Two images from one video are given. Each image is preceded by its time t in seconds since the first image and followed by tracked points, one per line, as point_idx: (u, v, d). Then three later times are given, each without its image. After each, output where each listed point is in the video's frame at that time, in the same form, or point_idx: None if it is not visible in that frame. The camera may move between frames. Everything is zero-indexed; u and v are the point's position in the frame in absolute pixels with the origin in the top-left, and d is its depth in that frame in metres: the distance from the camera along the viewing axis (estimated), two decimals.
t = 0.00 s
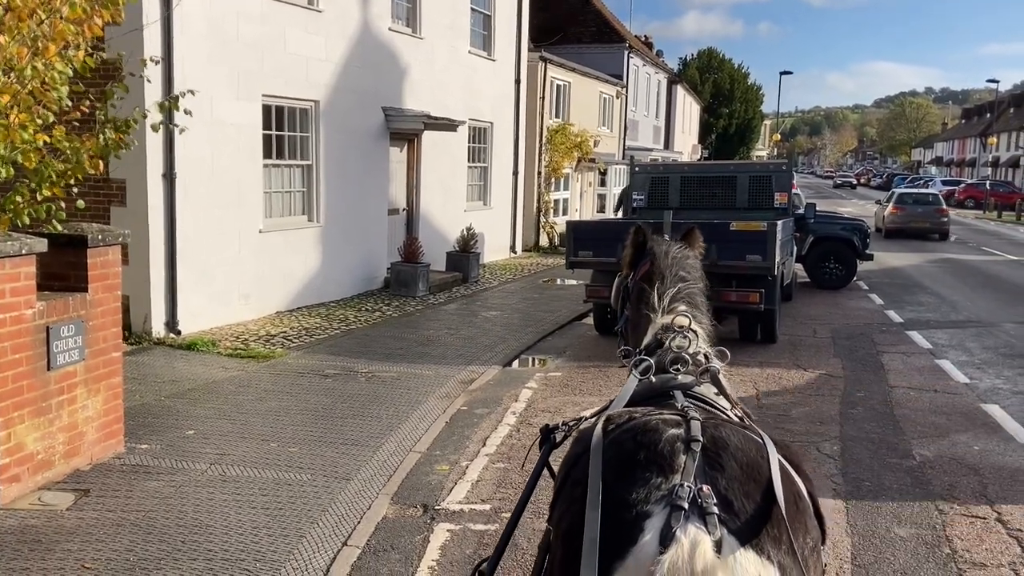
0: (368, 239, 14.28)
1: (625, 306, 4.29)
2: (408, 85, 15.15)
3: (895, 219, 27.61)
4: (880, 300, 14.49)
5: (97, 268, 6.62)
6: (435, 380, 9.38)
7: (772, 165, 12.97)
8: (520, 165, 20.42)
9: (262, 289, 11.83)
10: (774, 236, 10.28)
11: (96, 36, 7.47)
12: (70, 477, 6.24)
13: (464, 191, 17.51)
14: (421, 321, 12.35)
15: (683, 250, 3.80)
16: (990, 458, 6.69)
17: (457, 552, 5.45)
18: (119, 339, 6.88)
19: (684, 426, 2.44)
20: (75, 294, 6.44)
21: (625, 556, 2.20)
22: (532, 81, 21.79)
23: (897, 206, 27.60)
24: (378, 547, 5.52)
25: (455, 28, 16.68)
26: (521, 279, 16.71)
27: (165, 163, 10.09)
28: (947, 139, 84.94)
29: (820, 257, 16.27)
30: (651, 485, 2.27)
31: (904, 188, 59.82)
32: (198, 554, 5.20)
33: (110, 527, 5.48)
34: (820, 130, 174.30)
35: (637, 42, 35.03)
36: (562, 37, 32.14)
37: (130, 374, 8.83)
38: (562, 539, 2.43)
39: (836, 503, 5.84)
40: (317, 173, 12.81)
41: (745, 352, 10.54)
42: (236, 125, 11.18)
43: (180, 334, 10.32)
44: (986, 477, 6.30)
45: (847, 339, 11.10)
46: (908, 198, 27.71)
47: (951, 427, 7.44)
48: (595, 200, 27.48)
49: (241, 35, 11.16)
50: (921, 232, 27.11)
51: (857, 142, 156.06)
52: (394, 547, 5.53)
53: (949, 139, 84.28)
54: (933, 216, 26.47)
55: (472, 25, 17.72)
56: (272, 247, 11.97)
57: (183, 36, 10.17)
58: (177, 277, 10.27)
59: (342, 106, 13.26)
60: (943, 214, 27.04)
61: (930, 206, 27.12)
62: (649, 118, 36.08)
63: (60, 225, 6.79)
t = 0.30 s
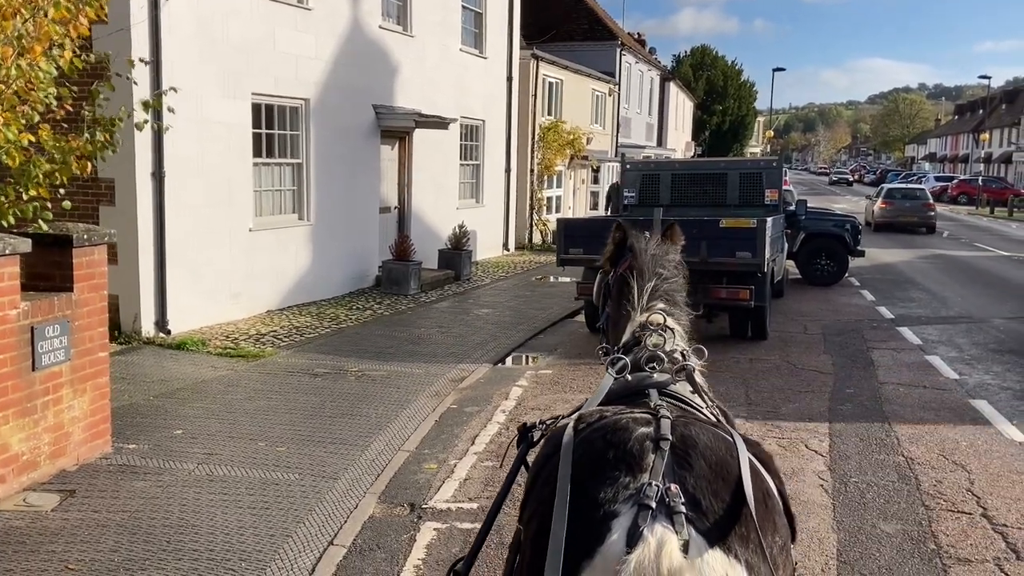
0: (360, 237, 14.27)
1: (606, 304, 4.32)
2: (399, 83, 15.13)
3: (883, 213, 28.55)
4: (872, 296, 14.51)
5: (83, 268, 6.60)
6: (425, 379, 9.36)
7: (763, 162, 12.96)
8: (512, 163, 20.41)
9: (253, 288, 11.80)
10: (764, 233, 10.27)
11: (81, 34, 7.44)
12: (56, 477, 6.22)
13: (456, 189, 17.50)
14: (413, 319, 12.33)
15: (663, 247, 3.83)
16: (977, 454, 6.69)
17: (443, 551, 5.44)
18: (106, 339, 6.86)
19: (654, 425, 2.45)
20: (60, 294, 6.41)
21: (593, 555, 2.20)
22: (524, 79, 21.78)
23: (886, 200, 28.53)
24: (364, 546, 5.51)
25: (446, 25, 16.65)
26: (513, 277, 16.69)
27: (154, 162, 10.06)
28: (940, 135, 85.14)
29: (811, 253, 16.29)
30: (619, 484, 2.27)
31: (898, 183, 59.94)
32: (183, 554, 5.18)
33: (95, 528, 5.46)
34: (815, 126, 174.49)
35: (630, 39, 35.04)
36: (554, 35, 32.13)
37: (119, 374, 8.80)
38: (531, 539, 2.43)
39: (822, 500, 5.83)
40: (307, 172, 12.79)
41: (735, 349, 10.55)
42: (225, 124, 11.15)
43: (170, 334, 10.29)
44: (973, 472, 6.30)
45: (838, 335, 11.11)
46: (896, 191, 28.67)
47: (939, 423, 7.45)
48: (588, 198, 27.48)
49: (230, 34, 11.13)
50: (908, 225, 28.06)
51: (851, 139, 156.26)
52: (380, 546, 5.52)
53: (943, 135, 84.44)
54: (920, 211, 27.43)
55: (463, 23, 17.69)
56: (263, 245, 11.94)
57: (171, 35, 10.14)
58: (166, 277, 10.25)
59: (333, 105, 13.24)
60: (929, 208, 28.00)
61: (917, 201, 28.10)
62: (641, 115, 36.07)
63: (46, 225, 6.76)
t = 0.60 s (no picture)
0: (352, 237, 14.26)
1: (593, 302, 4.35)
2: (391, 83, 15.12)
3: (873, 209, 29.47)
4: (864, 294, 14.54)
5: (72, 268, 6.58)
6: (417, 378, 9.36)
7: (755, 161, 12.98)
8: (505, 162, 20.41)
9: (245, 288, 11.79)
10: (755, 232, 10.28)
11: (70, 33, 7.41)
12: (46, 478, 6.20)
13: (448, 189, 17.50)
14: (406, 319, 12.33)
15: (650, 245, 3.85)
16: (967, 451, 6.71)
17: (434, 550, 5.44)
18: (96, 339, 6.84)
19: (636, 422, 2.47)
20: (49, 294, 6.39)
21: (576, 552, 2.20)
22: (517, 78, 21.79)
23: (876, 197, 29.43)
24: (355, 546, 5.50)
25: (438, 25, 16.65)
26: (506, 277, 16.69)
27: (145, 163, 10.03)
28: (933, 134, 85.41)
29: (804, 252, 16.32)
30: (601, 481, 2.28)
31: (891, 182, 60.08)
32: (173, 554, 5.17)
33: (85, 528, 5.44)
34: (808, 125, 174.88)
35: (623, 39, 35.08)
36: (547, 34, 32.15)
37: (110, 374, 8.78)
38: (515, 537, 2.44)
39: (813, 498, 5.84)
40: (299, 172, 12.78)
41: (727, 347, 10.57)
42: (217, 124, 11.13)
43: (161, 334, 10.27)
44: (963, 469, 6.32)
45: (829, 334, 11.14)
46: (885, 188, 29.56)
47: (930, 420, 7.47)
48: (581, 197, 27.50)
49: (221, 33, 11.11)
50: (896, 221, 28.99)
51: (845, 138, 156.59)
52: (371, 545, 5.51)
53: (936, 134, 84.68)
54: (909, 209, 28.36)
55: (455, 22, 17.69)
56: (255, 245, 11.93)
57: (161, 35, 10.12)
58: (157, 277, 10.22)
59: (325, 104, 13.24)
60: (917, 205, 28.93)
61: (906, 198, 29.03)
62: (634, 114, 36.10)
63: (34, 225, 6.73)
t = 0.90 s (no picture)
0: (347, 235, 14.25)
1: (585, 300, 4.36)
2: (386, 80, 15.10)
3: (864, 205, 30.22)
4: (858, 291, 14.56)
5: (65, 265, 6.56)
6: (411, 376, 9.36)
7: (749, 158, 13.00)
8: (500, 159, 20.40)
9: (239, 286, 11.77)
10: (750, 229, 10.27)
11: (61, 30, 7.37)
12: (38, 476, 6.19)
13: (443, 186, 17.49)
14: (400, 316, 12.32)
15: (639, 243, 3.85)
16: (960, 447, 6.73)
17: (426, 548, 5.43)
18: (89, 337, 6.82)
19: (625, 419, 2.48)
20: (41, 292, 6.37)
21: (563, 548, 2.21)
22: (512, 75, 21.78)
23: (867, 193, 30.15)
24: (348, 543, 5.50)
25: (433, 22, 16.62)
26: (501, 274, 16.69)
27: (138, 160, 10.00)
28: (928, 131, 85.59)
29: (799, 249, 16.32)
30: (588, 478, 2.30)
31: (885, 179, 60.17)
32: (165, 552, 5.16)
33: (77, 526, 5.43)
34: (804, 123, 175.07)
35: (618, 36, 35.08)
36: (542, 31, 32.14)
37: (104, 372, 8.76)
38: (503, 533, 2.46)
39: (806, 495, 5.85)
40: (293, 169, 12.75)
41: (722, 345, 10.58)
42: (211, 121, 11.10)
43: (155, 332, 10.25)
44: (956, 466, 6.33)
45: (823, 331, 11.15)
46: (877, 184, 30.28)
47: (922, 417, 7.49)
48: (576, 194, 27.50)
49: (215, 30, 11.08)
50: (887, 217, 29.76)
51: (840, 135, 156.78)
52: (364, 543, 5.51)
53: (931, 131, 84.83)
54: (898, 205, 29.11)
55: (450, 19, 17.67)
56: (249, 243, 11.92)
57: (154, 32, 10.10)
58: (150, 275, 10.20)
59: (319, 102, 13.22)
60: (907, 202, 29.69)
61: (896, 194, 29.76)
62: (629, 112, 36.08)
63: (26, 222, 6.71)
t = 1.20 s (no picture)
0: (343, 232, 14.25)
1: (580, 298, 4.38)
2: (383, 77, 15.09)
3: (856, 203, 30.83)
4: (853, 290, 14.59)
5: (60, 263, 6.55)
6: (407, 373, 9.36)
7: (745, 157, 13.02)
8: (497, 157, 20.40)
9: (235, 282, 11.77)
10: (745, 227, 10.27)
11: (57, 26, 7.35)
12: (34, 473, 6.19)
13: (440, 184, 17.49)
14: (396, 313, 12.33)
15: (634, 241, 3.86)
16: (954, 446, 6.76)
17: (422, 545, 5.45)
18: (85, 334, 6.81)
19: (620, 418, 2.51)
20: (37, 289, 6.36)
21: (558, 548, 2.22)
22: (509, 73, 21.78)
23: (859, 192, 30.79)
24: (343, 541, 5.51)
25: (430, 20, 16.61)
26: (497, 272, 16.69)
27: (134, 156, 9.99)
28: (924, 130, 85.79)
29: (795, 247, 16.34)
30: (583, 478, 2.31)
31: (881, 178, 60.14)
32: (161, 549, 5.17)
33: (72, 523, 5.43)
34: (800, 121, 175.19)
35: (614, 34, 35.07)
36: (539, 29, 32.14)
37: (100, 369, 8.76)
38: (500, 532, 2.47)
39: (801, 493, 5.87)
40: (289, 166, 12.74)
41: (717, 342, 10.62)
42: (206, 117, 11.08)
43: (151, 329, 10.24)
44: (950, 464, 6.36)
45: (819, 329, 11.19)
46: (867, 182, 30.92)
47: (917, 415, 7.52)
48: (573, 192, 27.51)
49: (211, 27, 11.06)
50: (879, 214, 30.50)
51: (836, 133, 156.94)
52: (359, 540, 5.52)
53: (927, 130, 84.93)
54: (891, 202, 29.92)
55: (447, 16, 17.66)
56: (246, 239, 11.91)
57: (150, 28, 10.08)
58: (146, 271, 10.19)
59: (315, 98, 13.20)
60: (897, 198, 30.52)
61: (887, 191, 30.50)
62: (626, 110, 36.06)
63: (23, 219, 6.72)
